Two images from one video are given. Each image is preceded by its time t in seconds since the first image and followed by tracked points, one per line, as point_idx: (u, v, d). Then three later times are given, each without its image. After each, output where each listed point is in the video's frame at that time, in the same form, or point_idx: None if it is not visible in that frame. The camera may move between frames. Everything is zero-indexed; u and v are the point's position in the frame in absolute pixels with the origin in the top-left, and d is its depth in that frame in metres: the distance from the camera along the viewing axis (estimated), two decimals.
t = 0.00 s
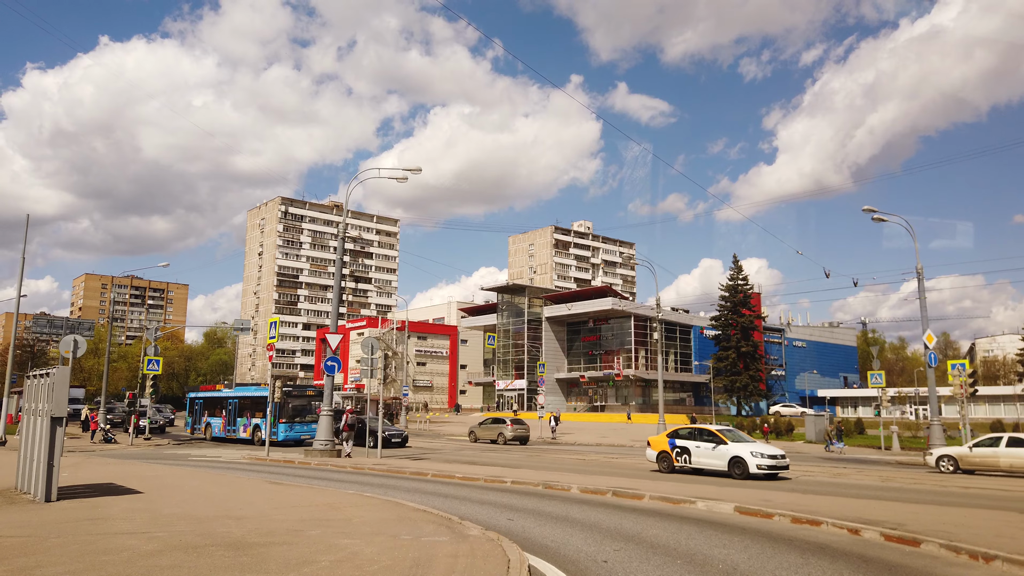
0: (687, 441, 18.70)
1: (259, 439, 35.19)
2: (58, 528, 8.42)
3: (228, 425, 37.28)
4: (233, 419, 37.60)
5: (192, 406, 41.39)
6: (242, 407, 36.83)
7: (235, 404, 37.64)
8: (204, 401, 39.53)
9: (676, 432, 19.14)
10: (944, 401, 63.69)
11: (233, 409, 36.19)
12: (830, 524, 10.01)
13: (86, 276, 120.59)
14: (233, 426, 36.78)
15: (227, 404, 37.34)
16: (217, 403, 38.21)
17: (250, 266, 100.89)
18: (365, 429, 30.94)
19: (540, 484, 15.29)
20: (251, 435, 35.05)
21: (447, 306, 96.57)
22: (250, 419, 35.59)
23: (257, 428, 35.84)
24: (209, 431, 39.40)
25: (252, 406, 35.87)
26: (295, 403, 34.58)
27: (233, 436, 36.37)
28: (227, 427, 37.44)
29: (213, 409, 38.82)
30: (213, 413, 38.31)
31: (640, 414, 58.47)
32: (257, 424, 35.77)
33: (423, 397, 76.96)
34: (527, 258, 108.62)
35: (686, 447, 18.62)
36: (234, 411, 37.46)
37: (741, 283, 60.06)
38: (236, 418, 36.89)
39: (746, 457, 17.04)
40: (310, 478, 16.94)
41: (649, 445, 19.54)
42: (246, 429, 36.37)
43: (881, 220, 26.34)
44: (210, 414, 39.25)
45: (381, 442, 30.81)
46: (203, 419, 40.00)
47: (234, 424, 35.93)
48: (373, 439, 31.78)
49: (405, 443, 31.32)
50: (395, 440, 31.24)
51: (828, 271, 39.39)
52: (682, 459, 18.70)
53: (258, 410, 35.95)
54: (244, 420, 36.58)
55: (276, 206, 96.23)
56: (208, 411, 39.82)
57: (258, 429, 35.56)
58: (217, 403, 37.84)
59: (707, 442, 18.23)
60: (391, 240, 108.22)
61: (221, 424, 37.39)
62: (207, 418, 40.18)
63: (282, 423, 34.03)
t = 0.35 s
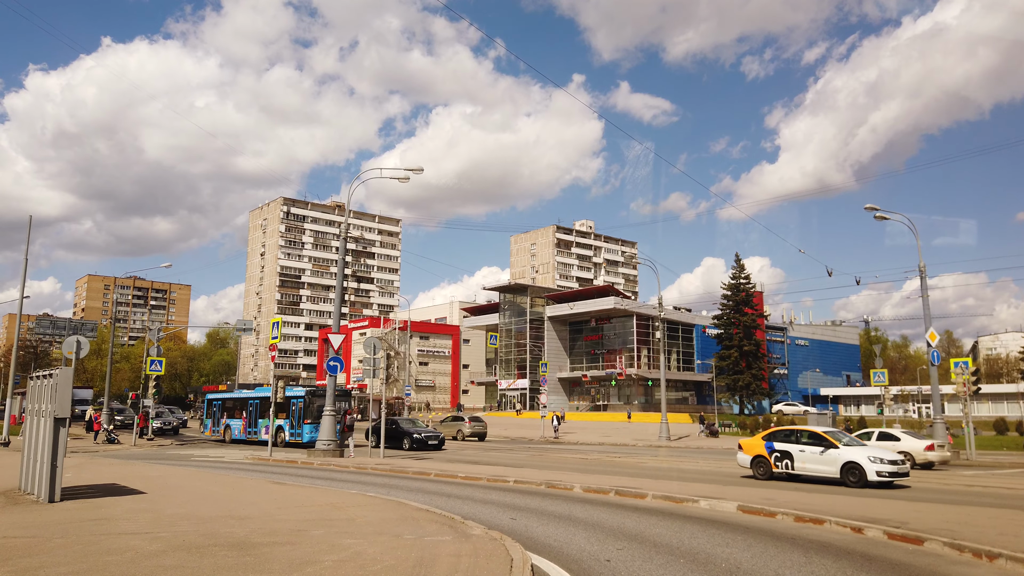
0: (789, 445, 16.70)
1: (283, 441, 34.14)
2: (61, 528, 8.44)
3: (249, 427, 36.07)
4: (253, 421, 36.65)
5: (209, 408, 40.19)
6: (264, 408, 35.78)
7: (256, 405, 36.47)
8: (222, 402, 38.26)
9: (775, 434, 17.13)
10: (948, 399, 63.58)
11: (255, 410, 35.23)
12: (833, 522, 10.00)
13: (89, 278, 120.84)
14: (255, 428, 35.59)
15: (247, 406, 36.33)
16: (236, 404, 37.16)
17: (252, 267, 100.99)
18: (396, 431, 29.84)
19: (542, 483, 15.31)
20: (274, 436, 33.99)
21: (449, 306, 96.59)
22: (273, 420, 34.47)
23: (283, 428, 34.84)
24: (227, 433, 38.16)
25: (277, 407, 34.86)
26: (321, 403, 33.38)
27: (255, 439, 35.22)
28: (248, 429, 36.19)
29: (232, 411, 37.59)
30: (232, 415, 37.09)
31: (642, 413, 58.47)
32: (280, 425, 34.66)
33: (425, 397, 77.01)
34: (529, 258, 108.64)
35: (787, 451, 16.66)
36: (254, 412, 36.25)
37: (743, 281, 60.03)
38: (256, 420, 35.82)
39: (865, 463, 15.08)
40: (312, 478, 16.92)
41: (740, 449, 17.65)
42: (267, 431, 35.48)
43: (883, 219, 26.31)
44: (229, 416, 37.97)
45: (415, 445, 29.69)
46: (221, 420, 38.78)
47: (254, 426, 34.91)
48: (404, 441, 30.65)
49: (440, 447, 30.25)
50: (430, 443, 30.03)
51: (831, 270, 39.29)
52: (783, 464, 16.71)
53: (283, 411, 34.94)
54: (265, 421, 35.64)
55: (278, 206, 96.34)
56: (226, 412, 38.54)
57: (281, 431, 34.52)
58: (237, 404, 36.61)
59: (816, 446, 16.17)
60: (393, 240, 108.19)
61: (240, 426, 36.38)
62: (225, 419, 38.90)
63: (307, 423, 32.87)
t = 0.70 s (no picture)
0: (920, 450, 15.34)
1: (308, 441, 33.10)
2: (65, 528, 8.44)
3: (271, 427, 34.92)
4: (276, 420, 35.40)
5: (228, 407, 39.01)
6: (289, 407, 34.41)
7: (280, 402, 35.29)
8: (241, 403, 36.74)
9: (900, 436, 15.75)
10: (952, 396, 63.44)
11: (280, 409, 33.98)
12: (837, 520, 9.99)
13: (92, 278, 121.01)
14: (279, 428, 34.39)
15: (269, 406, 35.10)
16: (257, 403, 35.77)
17: (254, 266, 101.13)
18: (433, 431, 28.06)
19: (546, 482, 15.31)
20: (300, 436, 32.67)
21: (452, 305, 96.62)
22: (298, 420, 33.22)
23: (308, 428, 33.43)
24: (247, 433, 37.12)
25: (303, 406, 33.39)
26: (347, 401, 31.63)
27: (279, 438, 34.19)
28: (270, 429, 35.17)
29: (253, 411, 36.25)
30: (254, 415, 35.83)
31: (645, 412, 58.43)
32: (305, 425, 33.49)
33: (428, 396, 77.04)
34: (532, 256, 108.62)
35: (919, 456, 15.26)
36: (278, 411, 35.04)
37: (746, 280, 59.93)
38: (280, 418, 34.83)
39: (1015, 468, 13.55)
40: (316, 478, 16.91)
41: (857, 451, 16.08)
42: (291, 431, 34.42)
43: (886, 217, 26.24)
44: (249, 416, 36.62)
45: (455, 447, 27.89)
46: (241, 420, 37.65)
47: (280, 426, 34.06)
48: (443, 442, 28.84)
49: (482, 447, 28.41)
50: (471, 443, 28.07)
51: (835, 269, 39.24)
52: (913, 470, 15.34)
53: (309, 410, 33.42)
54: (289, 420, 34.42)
55: (281, 206, 96.44)
56: (246, 412, 37.17)
57: (307, 431, 33.08)
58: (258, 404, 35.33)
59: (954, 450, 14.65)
60: (395, 239, 108.14)
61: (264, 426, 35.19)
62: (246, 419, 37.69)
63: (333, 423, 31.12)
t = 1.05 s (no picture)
0: None
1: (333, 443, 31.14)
2: (70, 527, 8.46)
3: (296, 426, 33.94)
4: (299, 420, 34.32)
5: (249, 406, 38.43)
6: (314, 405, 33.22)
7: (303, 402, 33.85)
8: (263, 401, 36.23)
9: None
10: (955, 393, 63.32)
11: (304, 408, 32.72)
12: (840, 518, 9.98)
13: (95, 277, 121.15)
14: (302, 429, 32.91)
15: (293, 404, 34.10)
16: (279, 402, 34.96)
17: (257, 265, 101.24)
18: (476, 432, 26.32)
19: (549, 480, 15.30)
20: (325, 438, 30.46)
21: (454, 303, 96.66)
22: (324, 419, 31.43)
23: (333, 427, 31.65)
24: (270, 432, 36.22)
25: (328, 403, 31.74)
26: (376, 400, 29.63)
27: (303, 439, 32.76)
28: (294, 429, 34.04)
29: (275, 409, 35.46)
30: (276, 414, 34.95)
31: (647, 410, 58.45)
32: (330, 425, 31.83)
33: (431, 394, 77.07)
34: (534, 255, 108.60)
35: None
36: (301, 412, 33.55)
37: (749, 278, 59.88)
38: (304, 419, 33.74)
39: None
40: (320, 476, 16.90)
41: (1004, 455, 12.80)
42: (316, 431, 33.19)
43: (889, 213, 26.18)
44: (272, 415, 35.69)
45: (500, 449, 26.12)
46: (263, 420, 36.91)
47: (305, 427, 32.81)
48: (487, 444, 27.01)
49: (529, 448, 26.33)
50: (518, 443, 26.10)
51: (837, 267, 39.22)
52: None
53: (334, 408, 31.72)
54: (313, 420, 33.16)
55: (283, 205, 96.54)
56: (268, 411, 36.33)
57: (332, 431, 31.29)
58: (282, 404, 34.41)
59: None
60: (398, 238, 108.10)
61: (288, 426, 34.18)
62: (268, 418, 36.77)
63: (362, 423, 28.53)
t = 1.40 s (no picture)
0: None
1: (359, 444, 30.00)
2: (74, 527, 8.47)
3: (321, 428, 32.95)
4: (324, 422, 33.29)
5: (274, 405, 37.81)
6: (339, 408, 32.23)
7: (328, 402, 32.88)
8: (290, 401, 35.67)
9: None
10: (958, 392, 63.16)
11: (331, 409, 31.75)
12: (843, 517, 9.96)
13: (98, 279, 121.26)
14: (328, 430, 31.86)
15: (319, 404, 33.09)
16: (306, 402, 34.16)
17: (259, 266, 101.32)
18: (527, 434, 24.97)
19: (552, 480, 15.29)
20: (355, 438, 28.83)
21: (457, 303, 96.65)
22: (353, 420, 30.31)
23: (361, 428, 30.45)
24: (296, 434, 35.27)
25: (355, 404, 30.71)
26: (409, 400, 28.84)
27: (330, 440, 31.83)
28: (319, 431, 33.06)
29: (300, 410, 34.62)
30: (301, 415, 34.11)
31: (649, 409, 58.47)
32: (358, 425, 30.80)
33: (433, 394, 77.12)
34: (536, 255, 108.55)
35: None
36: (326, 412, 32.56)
37: (750, 277, 59.86)
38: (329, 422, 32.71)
39: None
40: (324, 477, 16.89)
41: None
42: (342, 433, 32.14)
43: (892, 212, 26.11)
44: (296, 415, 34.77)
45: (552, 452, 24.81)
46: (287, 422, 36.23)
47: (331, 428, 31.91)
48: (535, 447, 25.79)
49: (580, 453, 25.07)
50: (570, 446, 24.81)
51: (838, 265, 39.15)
52: None
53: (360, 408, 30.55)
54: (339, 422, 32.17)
55: (285, 206, 96.61)
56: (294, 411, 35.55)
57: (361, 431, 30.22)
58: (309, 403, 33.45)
59: None
60: (400, 238, 108.08)
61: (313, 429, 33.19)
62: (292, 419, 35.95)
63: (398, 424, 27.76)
